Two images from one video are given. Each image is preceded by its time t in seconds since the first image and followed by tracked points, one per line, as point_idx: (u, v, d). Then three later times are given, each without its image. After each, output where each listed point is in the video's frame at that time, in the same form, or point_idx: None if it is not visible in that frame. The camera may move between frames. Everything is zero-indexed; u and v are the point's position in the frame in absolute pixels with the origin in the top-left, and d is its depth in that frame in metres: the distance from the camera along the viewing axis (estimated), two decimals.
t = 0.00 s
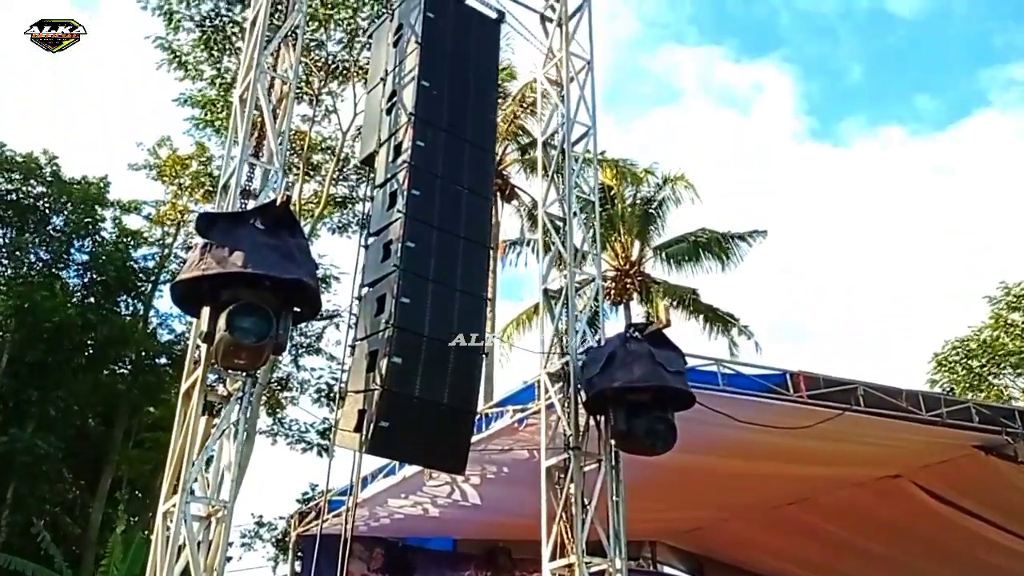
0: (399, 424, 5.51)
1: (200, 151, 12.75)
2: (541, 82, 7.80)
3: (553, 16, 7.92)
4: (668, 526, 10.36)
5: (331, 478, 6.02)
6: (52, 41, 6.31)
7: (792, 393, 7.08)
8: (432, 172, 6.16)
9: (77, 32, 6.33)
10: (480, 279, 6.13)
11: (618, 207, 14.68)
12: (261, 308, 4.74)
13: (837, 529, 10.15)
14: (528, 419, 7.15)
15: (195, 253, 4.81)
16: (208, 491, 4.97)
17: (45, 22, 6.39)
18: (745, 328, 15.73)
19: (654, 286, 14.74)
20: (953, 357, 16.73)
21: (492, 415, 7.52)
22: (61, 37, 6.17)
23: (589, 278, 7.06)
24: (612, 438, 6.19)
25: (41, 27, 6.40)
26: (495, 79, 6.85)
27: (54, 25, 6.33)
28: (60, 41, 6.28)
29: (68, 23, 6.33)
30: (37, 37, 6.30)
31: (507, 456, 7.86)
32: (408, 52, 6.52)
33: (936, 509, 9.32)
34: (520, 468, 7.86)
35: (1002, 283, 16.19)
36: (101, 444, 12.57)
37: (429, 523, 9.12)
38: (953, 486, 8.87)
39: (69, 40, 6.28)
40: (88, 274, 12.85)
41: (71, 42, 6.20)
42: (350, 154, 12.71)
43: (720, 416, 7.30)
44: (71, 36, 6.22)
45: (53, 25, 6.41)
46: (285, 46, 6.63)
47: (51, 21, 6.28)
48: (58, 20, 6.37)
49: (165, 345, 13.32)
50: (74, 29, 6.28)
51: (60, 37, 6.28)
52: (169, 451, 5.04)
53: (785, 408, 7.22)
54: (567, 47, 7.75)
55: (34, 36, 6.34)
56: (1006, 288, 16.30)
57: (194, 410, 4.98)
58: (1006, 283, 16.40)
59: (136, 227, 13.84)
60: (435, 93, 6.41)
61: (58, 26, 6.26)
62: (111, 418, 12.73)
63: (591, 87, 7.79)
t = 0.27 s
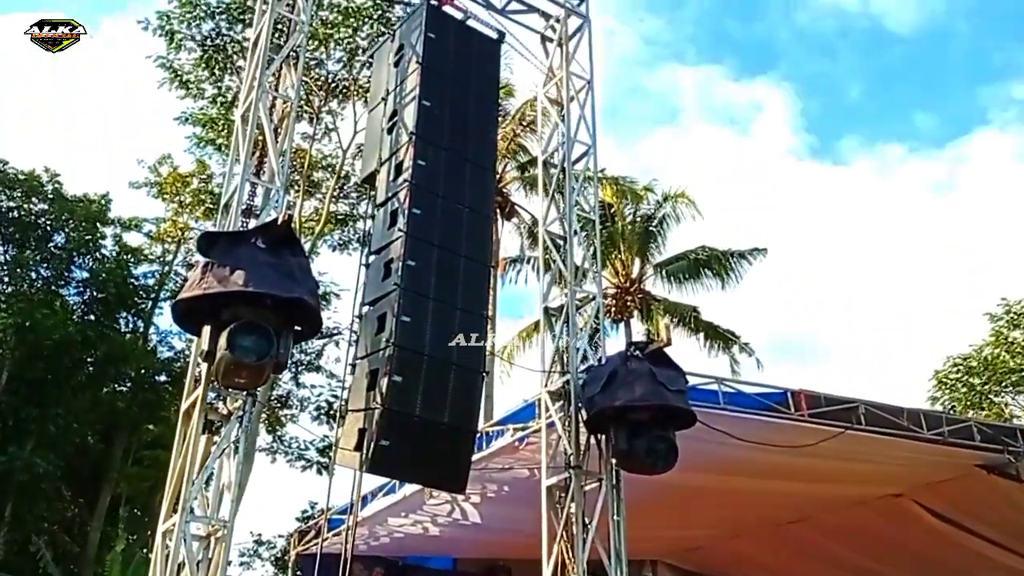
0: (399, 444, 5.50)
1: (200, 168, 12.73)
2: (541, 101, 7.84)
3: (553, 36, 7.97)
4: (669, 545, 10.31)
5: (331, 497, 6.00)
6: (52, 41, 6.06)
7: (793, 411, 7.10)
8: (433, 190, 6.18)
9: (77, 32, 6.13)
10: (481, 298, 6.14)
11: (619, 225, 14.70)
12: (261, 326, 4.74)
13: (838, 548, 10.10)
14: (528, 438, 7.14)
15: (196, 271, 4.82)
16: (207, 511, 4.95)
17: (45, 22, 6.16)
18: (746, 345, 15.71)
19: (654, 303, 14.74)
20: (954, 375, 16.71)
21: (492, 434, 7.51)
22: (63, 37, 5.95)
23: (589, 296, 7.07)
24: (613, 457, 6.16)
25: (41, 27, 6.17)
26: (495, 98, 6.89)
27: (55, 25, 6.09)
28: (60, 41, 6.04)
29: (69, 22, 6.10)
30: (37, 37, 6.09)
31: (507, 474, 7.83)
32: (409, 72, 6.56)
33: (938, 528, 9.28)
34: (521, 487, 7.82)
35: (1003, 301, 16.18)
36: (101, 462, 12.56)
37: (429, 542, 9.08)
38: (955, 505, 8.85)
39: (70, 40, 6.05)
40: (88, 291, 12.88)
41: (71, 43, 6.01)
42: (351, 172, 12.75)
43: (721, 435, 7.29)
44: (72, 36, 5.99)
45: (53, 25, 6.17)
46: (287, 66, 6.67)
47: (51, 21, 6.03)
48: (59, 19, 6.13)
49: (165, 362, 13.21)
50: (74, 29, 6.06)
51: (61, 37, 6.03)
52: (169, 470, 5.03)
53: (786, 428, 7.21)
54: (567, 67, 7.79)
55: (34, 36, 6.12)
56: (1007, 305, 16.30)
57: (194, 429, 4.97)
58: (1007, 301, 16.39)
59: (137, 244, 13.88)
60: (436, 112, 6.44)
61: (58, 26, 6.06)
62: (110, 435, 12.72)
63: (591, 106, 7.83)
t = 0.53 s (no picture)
0: (400, 466, 5.47)
1: (200, 188, 12.77)
2: (541, 122, 7.89)
3: (553, 58, 8.02)
4: (669, 568, 10.24)
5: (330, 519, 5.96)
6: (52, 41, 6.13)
7: (794, 432, 7.07)
8: (433, 212, 6.20)
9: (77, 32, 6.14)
10: (481, 319, 6.14)
11: (619, 245, 14.72)
12: (262, 348, 4.73)
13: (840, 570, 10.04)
14: (528, 460, 7.12)
15: (196, 293, 4.82)
16: (206, 534, 4.92)
17: (46, 22, 6.20)
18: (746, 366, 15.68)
19: (654, 323, 14.73)
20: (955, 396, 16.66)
21: (493, 455, 7.48)
22: (61, 36, 5.99)
23: (589, 317, 7.07)
24: (613, 479, 6.13)
25: (40, 27, 6.21)
26: (496, 120, 6.92)
27: (54, 24, 6.14)
28: (60, 41, 6.09)
29: (69, 22, 6.14)
30: (37, 37, 6.12)
31: (507, 496, 7.80)
32: (409, 94, 6.60)
33: (940, 550, 9.23)
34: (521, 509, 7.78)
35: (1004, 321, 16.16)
36: (100, 483, 12.54)
37: (429, 564, 9.03)
38: (957, 527, 8.80)
39: (70, 40, 6.09)
40: (87, 311, 12.88)
41: (70, 42, 6.04)
42: (351, 192, 12.79)
43: (722, 457, 7.26)
44: (71, 36, 6.03)
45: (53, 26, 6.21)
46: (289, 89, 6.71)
47: (51, 20, 6.10)
48: (59, 20, 6.18)
49: (164, 382, 13.30)
50: (74, 29, 6.09)
51: (60, 37, 6.10)
52: (168, 492, 4.99)
53: (787, 449, 7.18)
54: (567, 89, 7.84)
55: (33, 36, 6.15)
56: (1008, 325, 16.28)
57: (194, 451, 4.95)
58: (1008, 320, 16.37)
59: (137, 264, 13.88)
60: (437, 134, 6.46)
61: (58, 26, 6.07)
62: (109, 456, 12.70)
63: (590, 128, 7.86)
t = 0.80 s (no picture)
0: (399, 484, 5.45)
1: (201, 205, 12.80)
2: (540, 139, 7.93)
3: (553, 76, 8.05)
4: None
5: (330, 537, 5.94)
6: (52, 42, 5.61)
7: (795, 450, 7.07)
8: (434, 229, 6.22)
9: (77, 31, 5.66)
10: (482, 336, 6.14)
11: (619, 261, 14.75)
12: (262, 366, 4.73)
13: None
14: (528, 477, 7.10)
15: (197, 311, 4.83)
16: (205, 552, 4.90)
17: (45, 22, 5.70)
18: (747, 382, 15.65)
19: (654, 339, 14.72)
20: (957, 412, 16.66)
21: (493, 472, 7.47)
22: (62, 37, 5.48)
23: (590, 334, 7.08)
24: (614, 497, 6.10)
25: (40, 27, 5.71)
26: (496, 137, 6.95)
27: (55, 24, 5.64)
28: (60, 41, 5.59)
29: (70, 22, 5.64)
30: (37, 37, 5.62)
31: (507, 514, 7.77)
32: (410, 112, 6.63)
33: (942, 568, 9.19)
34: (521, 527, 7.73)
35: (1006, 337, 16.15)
36: (98, 500, 12.50)
37: None
38: (958, 544, 8.78)
39: (70, 41, 5.59)
40: (87, 327, 12.88)
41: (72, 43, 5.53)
42: (350, 210, 12.83)
43: (723, 474, 7.25)
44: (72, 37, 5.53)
45: (54, 25, 5.70)
46: (290, 107, 6.74)
47: (51, 19, 5.59)
48: (59, 18, 5.67)
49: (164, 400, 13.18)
50: (76, 28, 5.60)
51: (61, 37, 5.59)
52: (168, 508, 4.99)
53: (788, 467, 7.17)
54: (566, 107, 7.87)
55: (32, 36, 5.64)
56: (1010, 340, 16.26)
57: (194, 468, 4.93)
58: (1008, 336, 16.36)
59: (138, 281, 13.86)
60: (438, 152, 6.49)
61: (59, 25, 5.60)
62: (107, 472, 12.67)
63: (590, 145, 7.89)
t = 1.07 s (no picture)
0: (399, 500, 5.44)
1: (200, 220, 12.85)
2: (541, 155, 7.97)
3: (553, 93, 8.09)
4: None
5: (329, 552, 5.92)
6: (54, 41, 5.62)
7: (797, 466, 7.06)
8: (435, 245, 6.23)
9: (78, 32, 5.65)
10: (482, 352, 6.14)
11: (619, 276, 14.76)
12: (263, 382, 4.73)
13: None
14: (528, 493, 7.08)
15: (198, 326, 4.83)
16: (204, 569, 4.87)
17: (47, 22, 5.70)
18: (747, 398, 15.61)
19: (654, 355, 14.72)
20: (958, 427, 16.61)
21: (493, 488, 7.47)
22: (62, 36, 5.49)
23: (590, 349, 7.09)
24: (614, 513, 6.07)
25: (40, 27, 5.71)
26: (497, 153, 6.98)
27: (54, 24, 5.65)
28: (60, 41, 5.59)
29: (70, 22, 5.65)
30: (37, 37, 5.60)
31: (507, 530, 7.76)
32: (411, 129, 6.66)
33: None
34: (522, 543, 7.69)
35: (1007, 352, 16.13)
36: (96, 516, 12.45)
37: None
38: (960, 562, 8.75)
39: (71, 40, 5.59)
40: (87, 342, 12.87)
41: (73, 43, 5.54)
42: (350, 224, 12.85)
43: (723, 490, 7.22)
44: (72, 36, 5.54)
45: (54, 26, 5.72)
46: (292, 124, 6.80)
47: (51, 19, 5.59)
48: (59, 19, 5.68)
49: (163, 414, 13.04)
50: (76, 28, 5.60)
51: (61, 37, 5.59)
52: (168, 523, 4.98)
53: (789, 483, 7.16)
54: (567, 124, 7.90)
55: (32, 36, 5.64)
56: (1012, 356, 16.25)
57: (194, 483, 4.91)
58: (1010, 352, 16.33)
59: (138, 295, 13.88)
60: (439, 168, 6.51)
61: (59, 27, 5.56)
62: (106, 488, 12.64)
63: (591, 161, 7.93)
